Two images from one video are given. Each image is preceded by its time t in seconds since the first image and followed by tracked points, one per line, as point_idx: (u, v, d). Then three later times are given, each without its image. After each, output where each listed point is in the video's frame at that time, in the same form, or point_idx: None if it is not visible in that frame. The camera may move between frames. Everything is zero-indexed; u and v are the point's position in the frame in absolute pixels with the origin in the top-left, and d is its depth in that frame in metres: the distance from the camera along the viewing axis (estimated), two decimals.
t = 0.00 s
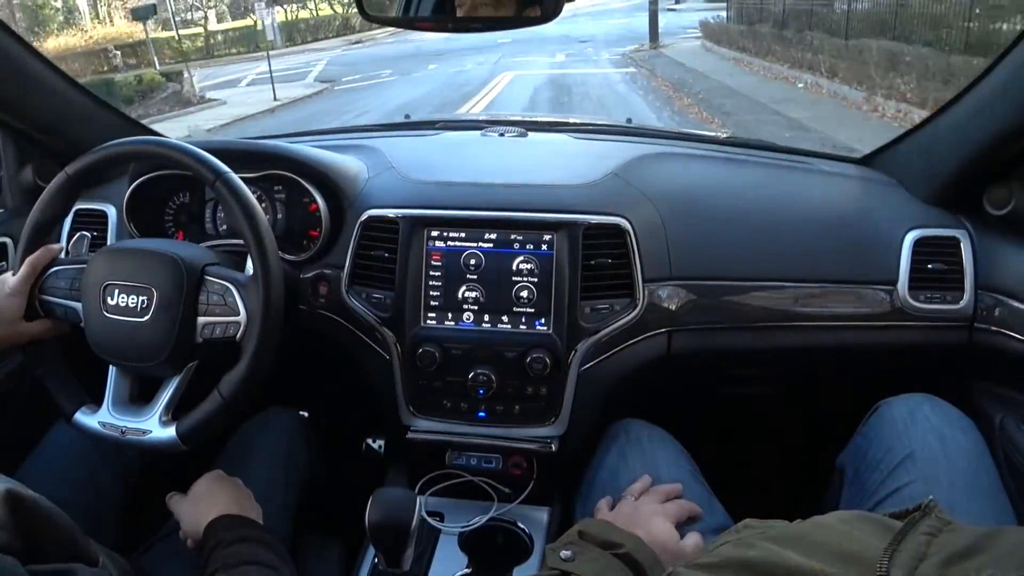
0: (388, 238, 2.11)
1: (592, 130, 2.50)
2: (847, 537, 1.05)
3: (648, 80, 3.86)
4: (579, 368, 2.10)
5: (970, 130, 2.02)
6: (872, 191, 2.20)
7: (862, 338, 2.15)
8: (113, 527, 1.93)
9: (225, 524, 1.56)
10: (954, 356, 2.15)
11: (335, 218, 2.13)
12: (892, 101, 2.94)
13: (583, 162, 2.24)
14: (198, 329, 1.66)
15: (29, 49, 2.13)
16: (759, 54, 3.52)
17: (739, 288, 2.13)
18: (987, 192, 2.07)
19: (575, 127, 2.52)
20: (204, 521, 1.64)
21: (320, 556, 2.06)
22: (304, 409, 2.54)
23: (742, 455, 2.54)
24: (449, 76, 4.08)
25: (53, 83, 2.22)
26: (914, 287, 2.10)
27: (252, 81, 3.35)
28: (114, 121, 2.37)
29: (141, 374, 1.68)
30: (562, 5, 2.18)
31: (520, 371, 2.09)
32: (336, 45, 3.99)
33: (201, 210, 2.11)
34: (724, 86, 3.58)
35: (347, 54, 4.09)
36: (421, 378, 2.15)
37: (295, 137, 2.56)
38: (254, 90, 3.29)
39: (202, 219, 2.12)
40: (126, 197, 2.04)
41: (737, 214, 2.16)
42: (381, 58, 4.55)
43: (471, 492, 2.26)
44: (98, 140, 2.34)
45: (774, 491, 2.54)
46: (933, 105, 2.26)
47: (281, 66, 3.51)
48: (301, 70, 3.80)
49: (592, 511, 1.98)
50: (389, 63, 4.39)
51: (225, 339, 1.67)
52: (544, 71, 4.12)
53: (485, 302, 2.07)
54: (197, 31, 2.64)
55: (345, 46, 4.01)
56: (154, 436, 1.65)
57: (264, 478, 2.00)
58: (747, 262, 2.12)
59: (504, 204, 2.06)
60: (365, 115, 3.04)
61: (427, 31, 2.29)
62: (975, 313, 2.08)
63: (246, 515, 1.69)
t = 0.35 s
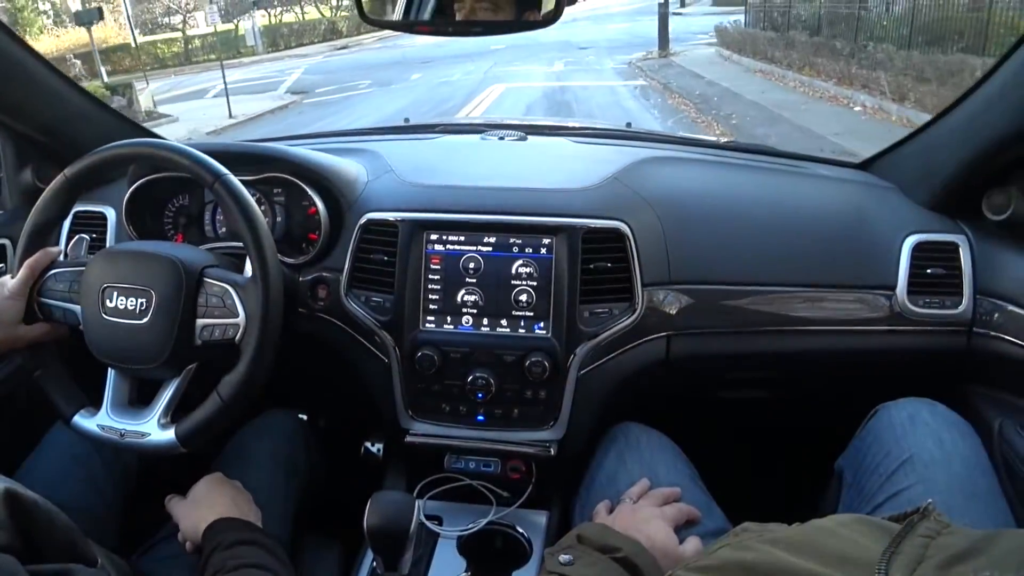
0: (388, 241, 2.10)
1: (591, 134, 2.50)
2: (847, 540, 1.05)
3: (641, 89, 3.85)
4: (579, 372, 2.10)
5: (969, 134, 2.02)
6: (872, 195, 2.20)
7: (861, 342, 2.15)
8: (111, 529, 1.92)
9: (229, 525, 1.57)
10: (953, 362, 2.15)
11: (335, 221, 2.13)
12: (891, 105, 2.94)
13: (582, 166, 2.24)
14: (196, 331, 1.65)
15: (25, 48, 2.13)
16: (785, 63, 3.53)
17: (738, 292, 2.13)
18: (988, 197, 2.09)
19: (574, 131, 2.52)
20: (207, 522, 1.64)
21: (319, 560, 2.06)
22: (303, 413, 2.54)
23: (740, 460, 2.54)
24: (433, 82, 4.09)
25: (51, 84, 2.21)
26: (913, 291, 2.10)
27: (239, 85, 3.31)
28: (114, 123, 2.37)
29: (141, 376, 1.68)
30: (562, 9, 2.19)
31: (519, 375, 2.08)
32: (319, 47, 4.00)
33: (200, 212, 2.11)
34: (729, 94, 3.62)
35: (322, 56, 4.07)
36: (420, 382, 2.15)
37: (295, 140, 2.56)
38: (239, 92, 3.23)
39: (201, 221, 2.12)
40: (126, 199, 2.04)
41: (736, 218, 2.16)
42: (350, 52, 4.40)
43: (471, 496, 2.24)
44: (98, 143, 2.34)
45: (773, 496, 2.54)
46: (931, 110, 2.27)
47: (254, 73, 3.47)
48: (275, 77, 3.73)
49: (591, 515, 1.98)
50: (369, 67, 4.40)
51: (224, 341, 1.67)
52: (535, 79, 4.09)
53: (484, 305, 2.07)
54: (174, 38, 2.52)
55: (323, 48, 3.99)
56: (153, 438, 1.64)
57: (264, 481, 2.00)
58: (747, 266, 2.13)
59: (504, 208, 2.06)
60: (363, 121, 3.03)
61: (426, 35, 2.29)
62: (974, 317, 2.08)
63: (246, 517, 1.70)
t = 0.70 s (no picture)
0: (388, 244, 2.10)
1: (590, 136, 2.50)
2: (847, 537, 1.05)
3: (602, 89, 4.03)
4: (579, 374, 2.09)
5: (969, 133, 2.01)
6: (872, 197, 2.20)
7: (861, 343, 2.14)
8: (112, 533, 1.93)
9: (230, 529, 1.56)
10: (953, 361, 2.14)
11: (335, 224, 2.13)
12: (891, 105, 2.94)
13: (581, 167, 2.24)
14: (195, 336, 1.65)
15: (23, 52, 2.13)
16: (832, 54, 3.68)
17: (738, 293, 2.13)
18: (987, 196, 2.07)
19: (573, 133, 2.53)
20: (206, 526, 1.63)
21: (321, 564, 2.06)
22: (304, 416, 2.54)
23: (740, 460, 2.55)
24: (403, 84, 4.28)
25: (50, 87, 2.22)
26: (913, 292, 2.10)
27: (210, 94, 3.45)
28: (113, 127, 2.37)
29: (141, 380, 1.67)
30: (560, 12, 2.19)
31: (520, 377, 2.08)
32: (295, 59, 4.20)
33: (199, 216, 2.11)
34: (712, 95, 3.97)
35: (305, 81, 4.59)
36: (420, 385, 2.15)
37: (294, 144, 2.56)
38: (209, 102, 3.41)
39: (201, 224, 2.12)
40: (126, 202, 2.04)
41: (736, 220, 2.16)
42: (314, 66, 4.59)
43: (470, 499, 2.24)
44: (97, 147, 2.34)
45: (773, 498, 2.53)
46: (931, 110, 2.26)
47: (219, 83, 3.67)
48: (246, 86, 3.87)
49: (591, 517, 1.97)
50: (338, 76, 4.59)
51: (224, 344, 1.68)
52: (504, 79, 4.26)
53: (484, 308, 2.07)
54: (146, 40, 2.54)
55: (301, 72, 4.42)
56: (154, 442, 1.64)
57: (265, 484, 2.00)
58: (747, 267, 2.12)
59: (504, 209, 2.06)
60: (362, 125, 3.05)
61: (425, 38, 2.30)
62: (974, 316, 2.08)
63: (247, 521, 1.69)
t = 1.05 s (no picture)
0: (388, 244, 2.10)
1: (588, 136, 2.50)
2: (849, 539, 1.05)
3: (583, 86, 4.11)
4: (578, 374, 2.09)
5: (969, 133, 2.01)
6: (872, 197, 2.21)
7: (860, 342, 2.14)
8: (110, 534, 1.92)
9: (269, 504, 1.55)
10: (952, 361, 2.14)
11: (335, 224, 2.13)
12: (891, 106, 2.94)
13: (580, 168, 2.24)
14: (199, 325, 1.66)
15: (24, 55, 2.14)
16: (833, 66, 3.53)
17: (737, 292, 2.13)
18: (985, 197, 2.08)
19: (571, 134, 2.53)
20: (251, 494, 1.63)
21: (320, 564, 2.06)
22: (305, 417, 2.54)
23: (738, 461, 2.55)
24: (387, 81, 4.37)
25: (50, 90, 2.22)
26: (912, 291, 2.10)
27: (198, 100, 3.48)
28: (113, 129, 2.37)
29: (144, 380, 1.67)
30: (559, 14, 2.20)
31: (519, 377, 2.08)
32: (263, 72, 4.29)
33: (198, 215, 2.11)
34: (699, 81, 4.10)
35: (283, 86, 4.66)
36: (419, 385, 2.14)
37: (293, 144, 2.56)
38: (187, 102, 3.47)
39: (199, 224, 2.12)
40: (124, 205, 2.05)
41: (735, 220, 2.16)
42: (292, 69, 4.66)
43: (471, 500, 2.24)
44: (95, 148, 2.34)
45: (772, 498, 2.53)
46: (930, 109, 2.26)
47: (196, 85, 3.73)
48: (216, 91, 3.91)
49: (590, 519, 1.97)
50: (324, 76, 4.61)
51: (229, 328, 1.69)
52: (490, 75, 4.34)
53: (483, 308, 2.07)
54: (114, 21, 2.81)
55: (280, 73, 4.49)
56: (170, 436, 1.65)
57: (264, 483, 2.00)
58: (748, 268, 2.13)
59: (502, 210, 2.06)
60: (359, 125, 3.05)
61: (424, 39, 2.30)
62: (973, 317, 2.08)
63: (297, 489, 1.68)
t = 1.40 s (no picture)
0: (385, 245, 2.10)
1: (587, 137, 2.51)
2: (843, 539, 1.05)
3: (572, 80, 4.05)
4: (575, 375, 2.09)
5: (966, 134, 2.01)
6: (870, 198, 2.21)
7: (858, 343, 2.15)
8: (108, 536, 1.92)
9: (403, 433, 1.19)
10: (950, 362, 2.14)
11: (332, 225, 2.13)
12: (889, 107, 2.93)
13: (578, 169, 2.24)
14: (195, 327, 1.65)
15: (22, 56, 2.14)
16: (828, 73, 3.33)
17: (735, 293, 2.13)
18: (982, 198, 2.08)
19: (570, 134, 2.53)
20: (365, 431, 1.21)
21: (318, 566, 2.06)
22: (303, 418, 2.54)
23: (736, 462, 2.54)
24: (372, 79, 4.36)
25: (49, 90, 2.22)
26: (909, 293, 2.10)
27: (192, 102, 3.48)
28: (108, 128, 2.36)
29: (142, 382, 1.67)
30: (558, 16, 2.20)
31: (517, 379, 2.07)
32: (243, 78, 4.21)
33: (196, 216, 2.11)
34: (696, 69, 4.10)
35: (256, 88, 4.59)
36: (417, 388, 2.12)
37: (291, 145, 2.56)
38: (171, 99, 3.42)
39: (197, 225, 2.11)
40: (121, 206, 2.05)
41: (733, 221, 2.17)
42: (279, 68, 4.65)
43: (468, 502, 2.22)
44: (92, 149, 2.34)
45: (770, 499, 2.53)
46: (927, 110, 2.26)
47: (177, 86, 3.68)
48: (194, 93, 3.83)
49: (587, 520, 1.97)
50: (317, 76, 4.53)
51: (224, 331, 1.69)
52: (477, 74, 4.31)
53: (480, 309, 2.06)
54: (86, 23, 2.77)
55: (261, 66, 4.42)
56: (166, 440, 1.64)
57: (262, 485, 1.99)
58: (746, 269, 2.13)
59: (500, 212, 2.06)
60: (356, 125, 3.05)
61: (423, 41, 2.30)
62: (970, 318, 2.09)
63: (441, 426, 1.28)
